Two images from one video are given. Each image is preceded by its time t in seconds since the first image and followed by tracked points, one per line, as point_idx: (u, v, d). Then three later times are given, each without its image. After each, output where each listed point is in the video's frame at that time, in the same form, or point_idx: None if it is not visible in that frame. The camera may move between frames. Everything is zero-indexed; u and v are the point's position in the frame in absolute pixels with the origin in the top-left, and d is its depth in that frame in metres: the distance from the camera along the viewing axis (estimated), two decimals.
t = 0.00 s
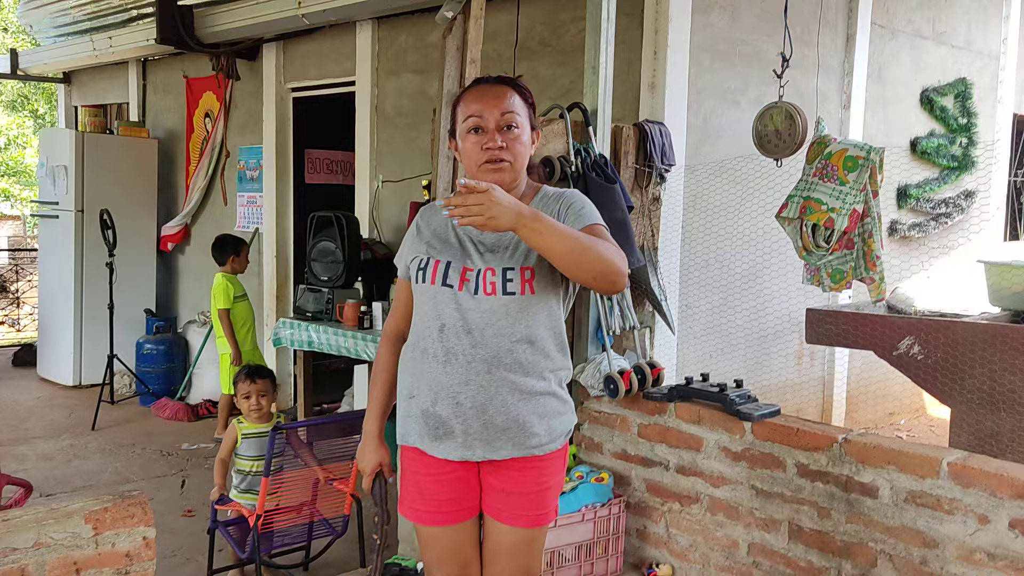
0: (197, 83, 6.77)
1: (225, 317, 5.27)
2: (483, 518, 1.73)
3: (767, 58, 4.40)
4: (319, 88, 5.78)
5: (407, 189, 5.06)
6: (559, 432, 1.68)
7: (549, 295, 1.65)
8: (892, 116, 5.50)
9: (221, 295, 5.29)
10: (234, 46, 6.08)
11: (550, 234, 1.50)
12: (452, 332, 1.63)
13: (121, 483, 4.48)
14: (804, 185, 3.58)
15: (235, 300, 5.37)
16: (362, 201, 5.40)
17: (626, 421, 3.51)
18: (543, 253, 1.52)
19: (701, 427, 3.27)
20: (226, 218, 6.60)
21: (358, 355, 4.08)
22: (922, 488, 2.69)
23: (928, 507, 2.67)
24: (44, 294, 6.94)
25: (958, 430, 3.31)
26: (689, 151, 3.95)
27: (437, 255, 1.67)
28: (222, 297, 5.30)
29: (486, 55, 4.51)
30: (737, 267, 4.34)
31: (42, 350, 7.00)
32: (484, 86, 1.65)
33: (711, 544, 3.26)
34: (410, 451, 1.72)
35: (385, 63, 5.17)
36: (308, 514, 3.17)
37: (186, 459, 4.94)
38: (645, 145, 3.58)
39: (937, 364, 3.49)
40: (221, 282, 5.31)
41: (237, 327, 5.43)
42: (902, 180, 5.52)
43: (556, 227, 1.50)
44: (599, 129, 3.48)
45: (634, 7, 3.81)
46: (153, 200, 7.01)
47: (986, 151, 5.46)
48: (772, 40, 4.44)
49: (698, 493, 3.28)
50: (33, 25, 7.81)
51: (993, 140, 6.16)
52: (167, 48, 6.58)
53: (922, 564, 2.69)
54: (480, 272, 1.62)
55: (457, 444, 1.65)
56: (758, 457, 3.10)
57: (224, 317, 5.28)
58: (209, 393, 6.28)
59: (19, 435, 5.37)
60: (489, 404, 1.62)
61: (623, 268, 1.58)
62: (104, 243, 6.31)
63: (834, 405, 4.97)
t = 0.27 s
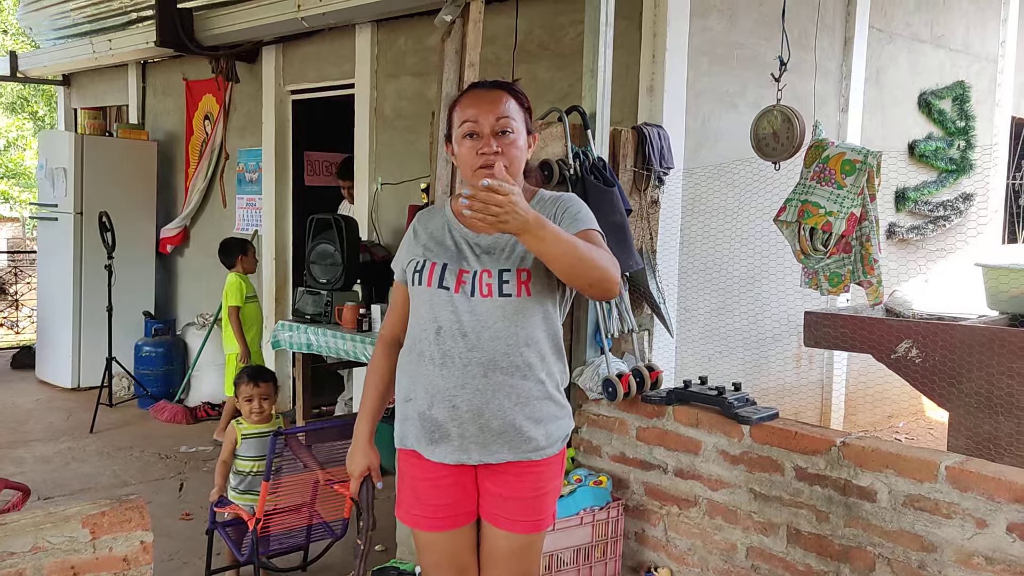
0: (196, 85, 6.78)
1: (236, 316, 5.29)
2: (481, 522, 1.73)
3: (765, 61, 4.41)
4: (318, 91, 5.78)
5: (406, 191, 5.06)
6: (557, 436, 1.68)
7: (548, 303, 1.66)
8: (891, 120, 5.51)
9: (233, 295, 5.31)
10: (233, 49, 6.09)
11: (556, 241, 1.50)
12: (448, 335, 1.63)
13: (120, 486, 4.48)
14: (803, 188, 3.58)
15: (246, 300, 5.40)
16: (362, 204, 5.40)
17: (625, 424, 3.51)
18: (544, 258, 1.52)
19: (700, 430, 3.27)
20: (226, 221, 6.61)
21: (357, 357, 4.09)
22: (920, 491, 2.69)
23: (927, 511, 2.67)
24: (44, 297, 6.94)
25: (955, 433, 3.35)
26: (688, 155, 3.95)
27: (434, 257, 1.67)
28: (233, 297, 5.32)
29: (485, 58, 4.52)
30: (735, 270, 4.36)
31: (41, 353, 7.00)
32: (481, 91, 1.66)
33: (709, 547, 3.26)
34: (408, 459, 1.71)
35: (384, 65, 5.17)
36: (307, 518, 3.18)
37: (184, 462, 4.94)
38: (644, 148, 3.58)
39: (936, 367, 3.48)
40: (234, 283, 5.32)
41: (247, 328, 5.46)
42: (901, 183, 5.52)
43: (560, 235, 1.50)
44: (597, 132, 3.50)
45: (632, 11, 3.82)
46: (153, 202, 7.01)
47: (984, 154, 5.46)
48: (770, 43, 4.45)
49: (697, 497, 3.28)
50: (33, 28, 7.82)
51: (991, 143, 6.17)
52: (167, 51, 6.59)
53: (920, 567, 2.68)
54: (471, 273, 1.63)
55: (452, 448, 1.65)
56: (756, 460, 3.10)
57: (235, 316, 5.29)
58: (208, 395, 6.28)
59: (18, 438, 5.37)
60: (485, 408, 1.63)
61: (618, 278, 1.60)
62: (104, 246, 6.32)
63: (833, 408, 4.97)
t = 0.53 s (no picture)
0: (195, 85, 6.77)
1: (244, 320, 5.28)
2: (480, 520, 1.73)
3: (764, 61, 4.41)
4: (317, 90, 5.78)
5: (405, 190, 5.06)
6: (557, 437, 1.67)
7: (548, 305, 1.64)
8: (890, 119, 5.51)
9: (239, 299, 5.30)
10: (232, 49, 6.09)
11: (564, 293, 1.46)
12: (445, 336, 1.65)
13: (118, 486, 4.48)
14: (802, 188, 3.58)
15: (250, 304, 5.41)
16: (361, 203, 5.40)
17: (624, 423, 3.51)
18: (557, 314, 1.49)
19: (699, 429, 3.27)
20: (225, 221, 6.60)
21: (357, 358, 4.09)
22: (919, 491, 2.69)
23: (926, 511, 2.67)
24: (43, 297, 6.93)
25: (954, 433, 3.36)
26: (687, 154, 3.95)
27: (434, 258, 1.70)
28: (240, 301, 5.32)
29: (484, 58, 4.52)
30: (735, 269, 4.35)
31: (40, 353, 6.99)
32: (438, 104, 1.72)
33: (708, 547, 3.26)
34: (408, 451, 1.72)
35: (383, 65, 5.17)
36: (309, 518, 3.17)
37: (183, 462, 4.94)
38: (643, 147, 3.58)
39: (935, 366, 3.48)
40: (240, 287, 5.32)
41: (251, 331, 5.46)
42: (900, 183, 5.53)
43: (565, 289, 1.46)
44: (597, 131, 3.53)
45: (632, 11, 3.82)
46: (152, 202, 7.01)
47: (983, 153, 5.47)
48: (769, 43, 4.45)
49: (696, 496, 3.28)
50: (32, 27, 7.82)
51: (990, 142, 6.17)
52: (166, 51, 6.59)
53: (919, 567, 2.69)
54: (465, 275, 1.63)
55: (450, 447, 1.65)
56: (755, 460, 3.10)
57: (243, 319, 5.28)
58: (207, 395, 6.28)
59: (17, 438, 5.37)
60: (482, 409, 1.62)
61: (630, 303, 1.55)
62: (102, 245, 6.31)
63: (832, 408, 4.97)
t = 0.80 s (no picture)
0: (196, 82, 6.76)
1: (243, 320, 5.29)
2: (496, 503, 1.76)
3: (766, 58, 4.41)
4: (317, 88, 5.77)
5: (406, 188, 5.05)
6: (559, 432, 1.66)
7: (537, 312, 1.61)
8: (891, 116, 5.51)
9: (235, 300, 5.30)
10: (232, 46, 6.08)
11: (518, 387, 1.49)
12: (439, 342, 1.72)
13: (119, 483, 4.48)
14: (803, 185, 3.57)
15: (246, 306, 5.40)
16: (361, 201, 5.39)
17: (625, 421, 3.51)
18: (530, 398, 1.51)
19: (700, 427, 3.27)
20: (225, 219, 6.60)
21: (358, 355, 4.10)
22: (920, 488, 2.69)
23: (927, 508, 2.67)
24: (43, 295, 6.93)
25: (955, 429, 3.36)
26: (687, 152, 3.95)
27: (436, 265, 1.75)
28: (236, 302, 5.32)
29: (485, 55, 4.51)
30: (736, 267, 4.34)
31: (41, 350, 6.99)
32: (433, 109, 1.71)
33: (709, 544, 3.26)
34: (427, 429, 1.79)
35: (384, 62, 5.16)
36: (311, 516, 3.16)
37: (184, 460, 4.94)
38: (644, 145, 3.58)
39: (936, 364, 3.48)
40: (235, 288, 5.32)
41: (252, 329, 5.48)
42: (901, 180, 5.52)
43: (511, 386, 1.49)
44: (597, 129, 3.50)
45: (633, 8, 3.81)
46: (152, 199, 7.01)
47: (985, 150, 5.46)
48: (770, 40, 4.44)
49: (697, 494, 3.28)
50: (32, 25, 7.81)
51: (992, 140, 6.16)
52: (166, 48, 6.58)
53: (920, 564, 2.69)
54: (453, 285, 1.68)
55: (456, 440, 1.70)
56: (757, 457, 3.10)
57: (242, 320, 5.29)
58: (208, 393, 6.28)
59: (18, 435, 5.37)
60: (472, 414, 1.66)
61: (600, 340, 1.48)
62: (103, 243, 6.31)
63: (833, 405, 4.97)
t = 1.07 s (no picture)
0: (198, 80, 6.76)
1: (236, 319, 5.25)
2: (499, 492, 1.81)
3: (769, 55, 4.40)
4: (320, 85, 5.77)
5: (409, 185, 5.05)
6: (553, 424, 1.70)
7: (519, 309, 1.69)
8: (895, 113, 5.50)
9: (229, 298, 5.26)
10: (235, 43, 6.07)
11: (461, 378, 1.65)
12: (435, 334, 1.80)
13: (122, 480, 4.49)
14: (806, 182, 3.57)
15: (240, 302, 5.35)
16: (364, 198, 5.39)
17: (628, 418, 3.51)
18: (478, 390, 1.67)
19: (703, 424, 3.27)
20: (228, 216, 6.60)
21: (360, 352, 4.10)
22: (923, 485, 2.69)
23: (930, 505, 2.67)
24: (46, 292, 6.94)
25: (958, 427, 3.37)
26: (690, 148, 3.94)
27: (434, 261, 1.81)
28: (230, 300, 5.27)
29: (487, 52, 4.50)
30: (739, 264, 4.33)
31: (44, 348, 7.00)
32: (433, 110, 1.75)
33: (712, 541, 3.26)
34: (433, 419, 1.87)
35: (386, 59, 5.16)
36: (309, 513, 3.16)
37: (187, 457, 4.94)
38: (647, 142, 3.58)
39: (939, 361, 3.48)
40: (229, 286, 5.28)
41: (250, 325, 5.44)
42: (904, 177, 5.52)
43: (454, 377, 1.66)
44: (601, 126, 3.50)
45: (636, 4, 3.80)
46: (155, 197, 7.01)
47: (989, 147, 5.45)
48: (774, 37, 4.43)
49: (700, 491, 3.28)
50: (34, 22, 7.81)
51: (995, 137, 6.15)
52: (169, 45, 6.58)
53: (923, 561, 2.69)
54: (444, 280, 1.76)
55: (460, 426, 1.77)
56: (759, 455, 3.10)
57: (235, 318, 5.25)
58: (210, 390, 6.30)
59: (21, 432, 5.38)
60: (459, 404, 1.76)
61: (540, 344, 1.58)
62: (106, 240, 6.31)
63: (835, 402, 4.97)
